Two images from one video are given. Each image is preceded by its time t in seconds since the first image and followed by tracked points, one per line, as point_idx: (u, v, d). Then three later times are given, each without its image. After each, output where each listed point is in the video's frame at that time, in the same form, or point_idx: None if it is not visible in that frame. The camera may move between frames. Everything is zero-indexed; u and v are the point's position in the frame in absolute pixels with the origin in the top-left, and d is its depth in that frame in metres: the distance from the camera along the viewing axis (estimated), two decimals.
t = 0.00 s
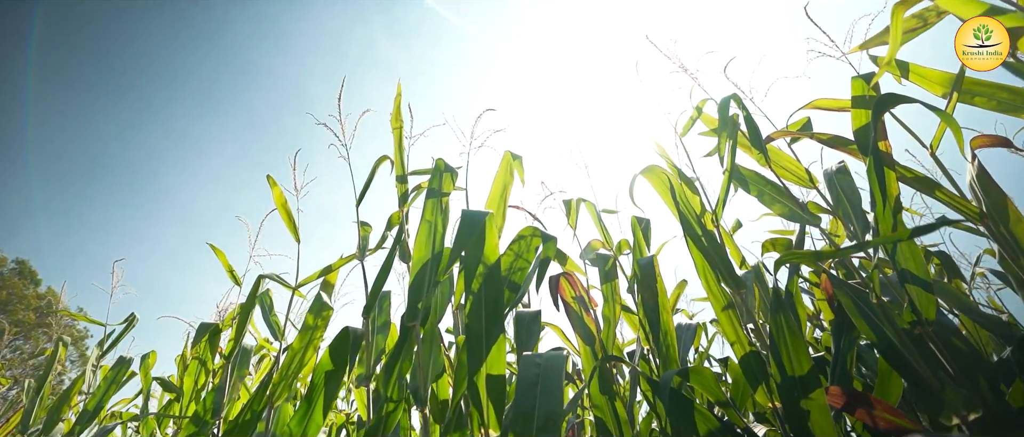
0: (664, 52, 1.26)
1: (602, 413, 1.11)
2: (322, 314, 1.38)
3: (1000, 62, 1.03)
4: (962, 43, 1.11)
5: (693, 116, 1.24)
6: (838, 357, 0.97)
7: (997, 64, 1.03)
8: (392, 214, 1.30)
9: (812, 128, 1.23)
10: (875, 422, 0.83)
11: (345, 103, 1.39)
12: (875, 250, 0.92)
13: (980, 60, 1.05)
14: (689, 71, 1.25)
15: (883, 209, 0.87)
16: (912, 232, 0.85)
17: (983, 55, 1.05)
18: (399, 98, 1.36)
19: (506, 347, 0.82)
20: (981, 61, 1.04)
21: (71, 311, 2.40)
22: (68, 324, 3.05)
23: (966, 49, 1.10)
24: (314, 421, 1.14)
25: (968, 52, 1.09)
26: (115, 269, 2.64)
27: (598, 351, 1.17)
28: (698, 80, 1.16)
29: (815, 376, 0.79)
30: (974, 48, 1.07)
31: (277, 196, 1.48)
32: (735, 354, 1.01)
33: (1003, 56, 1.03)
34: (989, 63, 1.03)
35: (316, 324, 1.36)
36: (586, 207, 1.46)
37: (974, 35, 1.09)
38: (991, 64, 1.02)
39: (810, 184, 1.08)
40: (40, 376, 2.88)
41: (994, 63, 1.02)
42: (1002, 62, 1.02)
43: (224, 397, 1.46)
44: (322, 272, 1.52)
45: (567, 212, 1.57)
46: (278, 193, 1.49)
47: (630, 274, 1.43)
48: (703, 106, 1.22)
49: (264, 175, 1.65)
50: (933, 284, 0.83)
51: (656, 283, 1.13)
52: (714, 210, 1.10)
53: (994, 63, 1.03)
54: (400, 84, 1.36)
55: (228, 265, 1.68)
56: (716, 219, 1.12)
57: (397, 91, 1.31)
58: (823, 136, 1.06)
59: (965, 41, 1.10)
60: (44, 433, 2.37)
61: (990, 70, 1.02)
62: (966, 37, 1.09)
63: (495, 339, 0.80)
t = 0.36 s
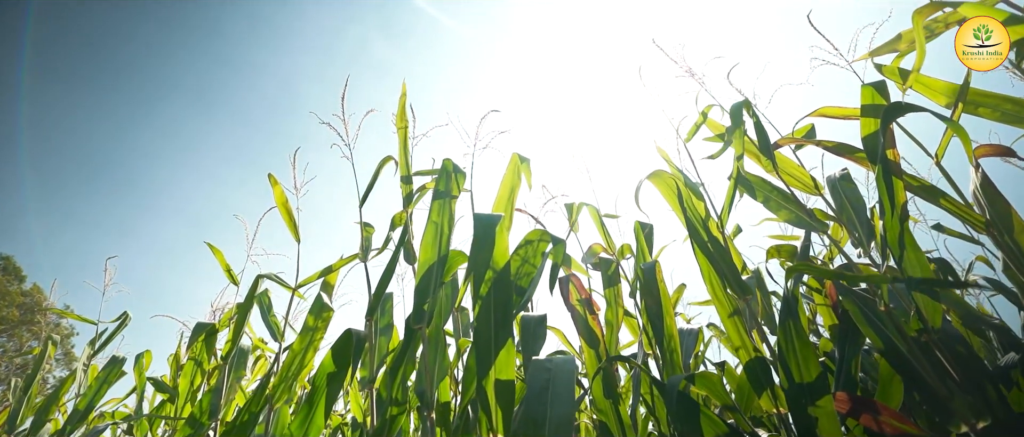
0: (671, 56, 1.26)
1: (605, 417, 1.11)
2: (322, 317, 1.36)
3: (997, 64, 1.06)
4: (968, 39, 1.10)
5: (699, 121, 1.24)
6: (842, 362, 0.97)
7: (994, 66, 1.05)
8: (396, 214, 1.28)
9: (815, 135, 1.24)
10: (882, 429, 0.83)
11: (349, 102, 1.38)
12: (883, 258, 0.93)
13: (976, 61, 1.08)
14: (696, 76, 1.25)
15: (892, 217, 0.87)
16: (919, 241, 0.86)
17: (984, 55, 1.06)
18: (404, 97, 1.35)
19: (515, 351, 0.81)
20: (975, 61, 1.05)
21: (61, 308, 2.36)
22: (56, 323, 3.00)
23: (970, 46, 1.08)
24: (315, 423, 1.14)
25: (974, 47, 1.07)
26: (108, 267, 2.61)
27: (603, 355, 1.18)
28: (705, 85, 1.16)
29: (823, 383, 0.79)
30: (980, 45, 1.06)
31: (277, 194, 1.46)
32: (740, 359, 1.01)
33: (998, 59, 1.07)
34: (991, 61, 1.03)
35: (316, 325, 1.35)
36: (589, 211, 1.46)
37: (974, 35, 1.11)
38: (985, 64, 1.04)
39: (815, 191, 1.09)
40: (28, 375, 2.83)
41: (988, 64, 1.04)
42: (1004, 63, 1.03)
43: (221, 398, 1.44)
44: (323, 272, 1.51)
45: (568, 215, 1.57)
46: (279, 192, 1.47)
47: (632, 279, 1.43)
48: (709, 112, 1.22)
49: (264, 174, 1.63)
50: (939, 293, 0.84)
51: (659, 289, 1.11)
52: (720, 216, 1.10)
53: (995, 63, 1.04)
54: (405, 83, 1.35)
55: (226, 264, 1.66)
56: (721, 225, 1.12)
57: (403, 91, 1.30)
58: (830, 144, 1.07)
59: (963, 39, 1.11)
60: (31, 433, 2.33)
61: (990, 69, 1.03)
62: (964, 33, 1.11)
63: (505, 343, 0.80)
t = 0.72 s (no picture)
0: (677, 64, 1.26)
1: (607, 422, 1.11)
2: (322, 318, 1.35)
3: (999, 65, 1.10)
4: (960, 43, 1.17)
5: (704, 130, 1.25)
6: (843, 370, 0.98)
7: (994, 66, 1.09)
8: (400, 216, 1.27)
9: (817, 145, 1.25)
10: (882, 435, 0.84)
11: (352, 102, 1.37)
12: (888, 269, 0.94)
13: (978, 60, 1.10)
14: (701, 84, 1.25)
15: (896, 229, 0.88)
16: (922, 252, 0.87)
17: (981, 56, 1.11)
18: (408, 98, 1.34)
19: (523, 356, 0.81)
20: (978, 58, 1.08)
21: (48, 305, 2.31)
22: (41, 320, 2.93)
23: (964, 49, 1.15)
24: (315, 425, 1.13)
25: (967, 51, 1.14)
26: (98, 263, 2.56)
27: (605, 362, 1.17)
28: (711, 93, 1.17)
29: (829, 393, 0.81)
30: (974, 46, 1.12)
31: (277, 194, 1.44)
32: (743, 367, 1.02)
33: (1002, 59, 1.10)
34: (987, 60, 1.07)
35: (315, 327, 1.33)
36: (590, 217, 1.46)
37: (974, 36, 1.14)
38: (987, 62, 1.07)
39: (819, 201, 1.10)
40: (12, 373, 2.76)
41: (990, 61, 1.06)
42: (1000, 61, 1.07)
43: (216, 399, 1.42)
44: (322, 273, 1.50)
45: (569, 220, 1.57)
46: (278, 191, 1.45)
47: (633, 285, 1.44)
48: (713, 121, 1.22)
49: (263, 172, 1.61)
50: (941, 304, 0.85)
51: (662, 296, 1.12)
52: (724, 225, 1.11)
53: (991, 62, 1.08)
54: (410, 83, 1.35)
55: (221, 264, 1.63)
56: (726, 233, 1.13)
57: (409, 91, 1.29)
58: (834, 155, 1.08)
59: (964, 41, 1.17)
60: (15, 433, 2.28)
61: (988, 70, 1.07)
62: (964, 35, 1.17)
63: (513, 349, 0.80)
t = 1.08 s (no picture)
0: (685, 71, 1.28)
1: (611, 428, 1.12)
2: (322, 320, 1.33)
3: (998, 65, 1.14)
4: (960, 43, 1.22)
5: (709, 138, 1.26)
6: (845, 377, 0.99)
7: (994, 66, 1.14)
8: (404, 218, 1.26)
9: (819, 155, 1.27)
10: None
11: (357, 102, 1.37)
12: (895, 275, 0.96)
13: (979, 61, 1.16)
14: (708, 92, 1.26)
15: (901, 239, 0.89)
16: (925, 264, 0.89)
17: (981, 56, 1.16)
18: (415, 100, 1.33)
19: (533, 362, 0.81)
20: (981, 61, 1.15)
21: (35, 303, 2.25)
22: (26, 317, 2.87)
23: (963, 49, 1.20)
24: (317, 427, 1.12)
25: (966, 52, 1.19)
26: (89, 260, 2.51)
27: (609, 369, 1.17)
28: (718, 101, 1.18)
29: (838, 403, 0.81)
30: (974, 48, 1.17)
31: (278, 193, 1.42)
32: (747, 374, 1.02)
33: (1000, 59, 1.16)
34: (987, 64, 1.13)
35: (316, 329, 1.32)
36: (593, 222, 1.47)
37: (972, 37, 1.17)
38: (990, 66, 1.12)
39: (823, 211, 1.12)
40: None
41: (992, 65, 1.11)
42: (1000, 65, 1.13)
43: (213, 401, 1.39)
44: (322, 275, 1.49)
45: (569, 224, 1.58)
46: (280, 191, 1.43)
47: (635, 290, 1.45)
48: (718, 129, 1.23)
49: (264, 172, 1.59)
50: (944, 314, 0.87)
51: (667, 304, 1.11)
52: (730, 233, 1.12)
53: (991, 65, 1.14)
54: (417, 85, 1.34)
55: (219, 263, 1.61)
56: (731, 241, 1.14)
57: (416, 93, 1.28)
58: (841, 165, 1.10)
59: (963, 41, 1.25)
60: None
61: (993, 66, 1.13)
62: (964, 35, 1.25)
63: (524, 356, 0.79)
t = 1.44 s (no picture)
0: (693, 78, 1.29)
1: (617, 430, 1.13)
2: (324, 319, 1.32)
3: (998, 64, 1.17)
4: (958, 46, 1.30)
5: (714, 145, 1.27)
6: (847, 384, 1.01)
7: (994, 66, 1.18)
8: (412, 219, 1.26)
9: (822, 164, 1.29)
10: None
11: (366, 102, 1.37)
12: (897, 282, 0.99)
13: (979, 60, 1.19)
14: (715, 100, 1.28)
15: (906, 247, 0.90)
16: (928, 273, 0.91)
17: (981, 57, 1.19)
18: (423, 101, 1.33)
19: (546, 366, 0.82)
20: (981, 60, 1.18)
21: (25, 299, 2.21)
22: (12, 315, 2.80)
23: (965, 50, 1.27)
24: (321, 429, 1.11)
25: (967, 52, 1.25)
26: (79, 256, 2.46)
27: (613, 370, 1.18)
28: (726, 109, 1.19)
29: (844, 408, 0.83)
30: (975, 48, 1.24)
31: (283, 192, 1.41)
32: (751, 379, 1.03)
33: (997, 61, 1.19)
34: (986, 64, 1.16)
35: (319, 329, 1.31)
36: (597, 227, 1.47)
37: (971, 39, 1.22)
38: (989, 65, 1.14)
39: (826, 219, 1.15)
40: None
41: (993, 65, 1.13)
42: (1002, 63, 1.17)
43: (213, 401, 1.38)
44: (324, 275, 1.48)
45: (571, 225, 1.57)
46: (284, 190, 1.43)
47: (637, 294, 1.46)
48: (725, 137, 1.25)
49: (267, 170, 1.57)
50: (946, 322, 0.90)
51: (672, 309, 1.12)
52: (735, 240, 1.13)
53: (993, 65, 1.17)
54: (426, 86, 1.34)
55: (218, 261, 1.59)
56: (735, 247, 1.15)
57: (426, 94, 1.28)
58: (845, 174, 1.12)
59: (964, 42, 1.33)
60: None
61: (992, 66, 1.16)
62: (965, 37, 1.34)
63: (537, 360, 0.79)
